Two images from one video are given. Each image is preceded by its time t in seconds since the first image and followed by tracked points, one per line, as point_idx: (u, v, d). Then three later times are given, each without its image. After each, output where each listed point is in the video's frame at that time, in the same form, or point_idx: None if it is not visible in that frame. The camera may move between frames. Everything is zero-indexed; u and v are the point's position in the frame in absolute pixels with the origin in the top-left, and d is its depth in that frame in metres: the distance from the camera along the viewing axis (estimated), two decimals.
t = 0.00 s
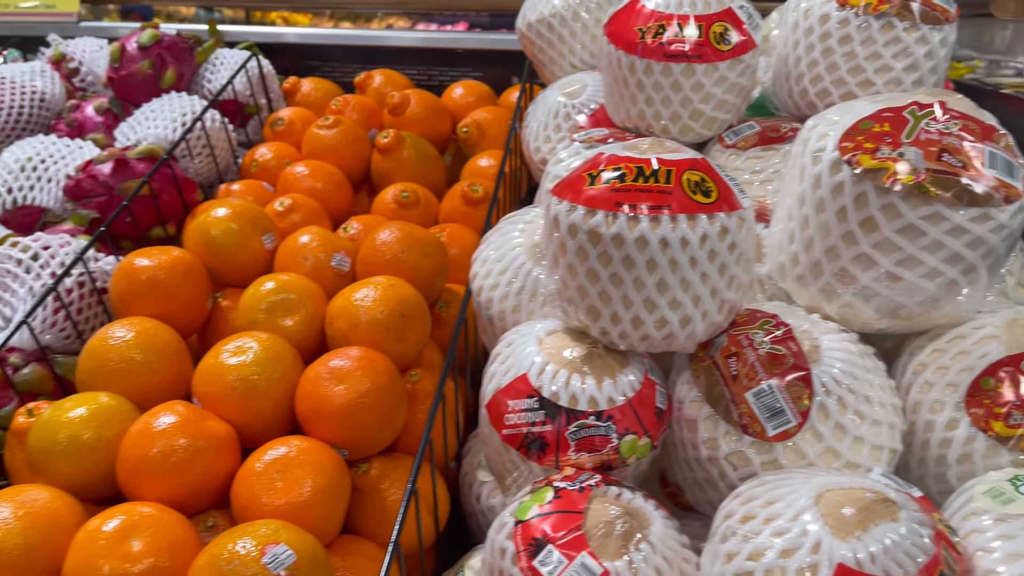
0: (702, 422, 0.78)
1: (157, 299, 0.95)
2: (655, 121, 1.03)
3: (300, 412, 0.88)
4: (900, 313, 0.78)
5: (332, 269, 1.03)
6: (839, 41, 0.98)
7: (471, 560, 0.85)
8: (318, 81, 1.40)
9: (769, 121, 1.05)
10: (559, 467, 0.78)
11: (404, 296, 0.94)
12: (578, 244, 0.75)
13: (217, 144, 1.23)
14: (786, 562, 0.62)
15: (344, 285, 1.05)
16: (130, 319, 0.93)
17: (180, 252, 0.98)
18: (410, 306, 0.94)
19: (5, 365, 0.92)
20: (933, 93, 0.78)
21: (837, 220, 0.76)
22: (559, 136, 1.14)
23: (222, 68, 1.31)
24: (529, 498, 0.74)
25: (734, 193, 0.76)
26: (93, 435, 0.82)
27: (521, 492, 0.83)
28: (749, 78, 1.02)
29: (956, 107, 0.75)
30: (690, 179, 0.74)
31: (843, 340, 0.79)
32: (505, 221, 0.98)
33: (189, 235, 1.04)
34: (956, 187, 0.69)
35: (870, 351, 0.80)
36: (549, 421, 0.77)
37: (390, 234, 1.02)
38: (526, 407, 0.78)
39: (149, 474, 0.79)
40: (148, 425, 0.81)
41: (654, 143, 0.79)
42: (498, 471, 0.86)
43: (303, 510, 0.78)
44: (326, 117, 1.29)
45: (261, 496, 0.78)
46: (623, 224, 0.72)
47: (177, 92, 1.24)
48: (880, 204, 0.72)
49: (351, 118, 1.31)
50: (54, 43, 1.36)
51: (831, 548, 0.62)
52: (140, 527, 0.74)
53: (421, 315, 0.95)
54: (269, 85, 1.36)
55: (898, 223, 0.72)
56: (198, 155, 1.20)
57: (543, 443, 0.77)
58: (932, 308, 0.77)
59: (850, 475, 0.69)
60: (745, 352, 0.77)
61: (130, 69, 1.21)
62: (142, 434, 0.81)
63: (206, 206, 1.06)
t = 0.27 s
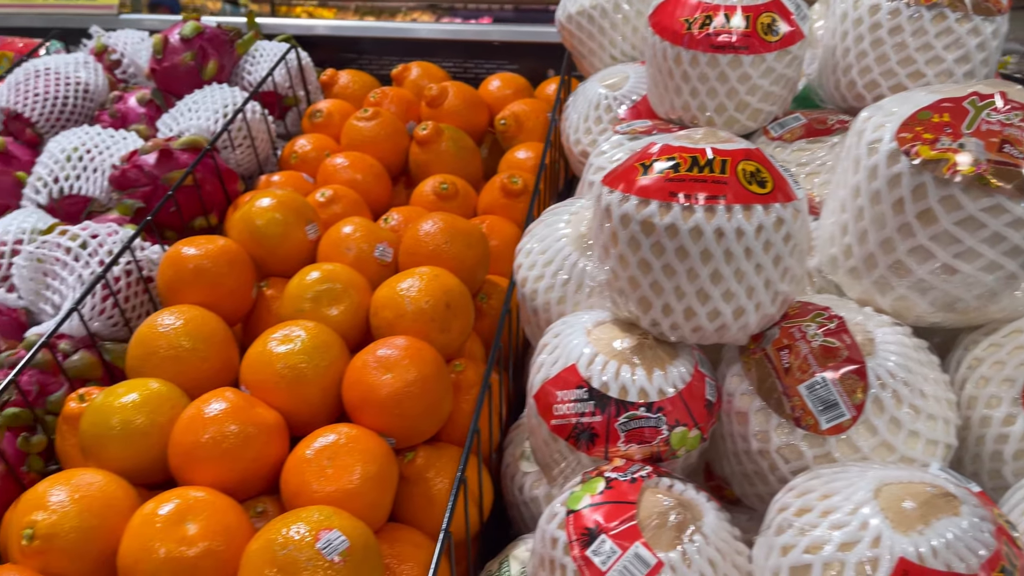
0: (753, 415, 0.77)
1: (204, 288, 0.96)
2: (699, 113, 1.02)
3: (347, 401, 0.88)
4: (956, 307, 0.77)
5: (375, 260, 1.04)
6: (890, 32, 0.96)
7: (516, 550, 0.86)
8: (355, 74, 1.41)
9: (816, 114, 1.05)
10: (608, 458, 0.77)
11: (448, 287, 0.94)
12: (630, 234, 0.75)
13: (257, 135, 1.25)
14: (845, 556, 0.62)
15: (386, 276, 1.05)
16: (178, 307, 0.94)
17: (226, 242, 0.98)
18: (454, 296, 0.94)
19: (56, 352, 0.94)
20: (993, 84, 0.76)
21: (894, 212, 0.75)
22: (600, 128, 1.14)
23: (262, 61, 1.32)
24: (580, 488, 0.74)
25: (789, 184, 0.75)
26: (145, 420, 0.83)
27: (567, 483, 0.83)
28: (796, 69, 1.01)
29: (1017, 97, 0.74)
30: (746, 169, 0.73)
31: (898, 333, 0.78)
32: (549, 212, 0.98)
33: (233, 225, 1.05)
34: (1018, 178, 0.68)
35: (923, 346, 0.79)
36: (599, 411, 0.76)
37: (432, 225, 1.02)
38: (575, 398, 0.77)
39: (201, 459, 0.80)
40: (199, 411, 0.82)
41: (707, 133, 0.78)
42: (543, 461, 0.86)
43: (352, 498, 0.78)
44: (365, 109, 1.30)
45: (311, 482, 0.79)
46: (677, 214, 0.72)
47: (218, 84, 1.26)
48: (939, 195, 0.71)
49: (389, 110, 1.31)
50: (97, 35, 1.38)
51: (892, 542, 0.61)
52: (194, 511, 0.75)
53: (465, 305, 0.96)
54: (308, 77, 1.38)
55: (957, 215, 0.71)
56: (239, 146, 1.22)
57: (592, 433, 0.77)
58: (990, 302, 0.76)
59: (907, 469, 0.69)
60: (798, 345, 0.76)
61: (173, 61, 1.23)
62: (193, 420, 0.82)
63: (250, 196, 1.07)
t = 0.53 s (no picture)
0: (812, 405, 0.76)
1: (251, 272, 0.96)
2: (750, 99, 1.01)
3: (396, 386, 0.88)
4: None
5: (420, 246, 1.03)
6: (950, 16, 0.93)
7: (565, 539, 0.85)
8: (394, 62, 1.41)
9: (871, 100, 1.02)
10: (664, 447, 0.76)
11: (495, 273, 0.94)
12: (690, 218, 0.73)
13: (298, 122, 1.25)
14: (916, 549, 0.60)
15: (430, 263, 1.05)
16: (226, 291, 0.94)
17: (272, 227, 0.98)
18: (501, 283, 0.93)
19: (105, 334, 0.94)
20: None
21: (962, 198, 0.73)
22: (646, 115, 1.14)
23: (303, 48, 1.32)
24: (636, 477, 0.72)
25: (854, 168, 0.73)
26: (196, 403, 0.83)
27: (618, 472, 0.82)
28: (851, 54, 0.99)
29: None
30: (811, 152, 0.72)
31: (964, 323, 0.76)
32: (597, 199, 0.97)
33: (278, 210, 1.05)
34: None
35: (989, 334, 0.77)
36: (654, 399, 0.75)
37: (476, 212, 1.02)
38: (630, 385, 0.76)
39: (252, 442, 0.79)
40: (249, 394, 0.82)
41: (768, 116, 0.77)
42: (593, 450, 0.85)
43: (404, 483, 0.77)
44: (405, 96, 1.29)
45: (362, 467, 0.78)
46: (739, 197, 0.70)
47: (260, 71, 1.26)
48: (1012, 180, 0.69)
49: (430, 97, 1.31)
50: (140, 22, 1.40)
51: (966, 535, 0.59)
52: (247, 493, 0.74)
53: (512, 292, 0.95)
54: (347, 65, 1.38)
55: None
56: (280, 133, 1.22)
57: (647, 422, 0.76)
58: None
59: (977, 461, 0.67)
60: (860, 334, 0.75)
61: (216, 48, 1.23)
62: (244, 402, 0.81)
63: (295, 182, 1.07)
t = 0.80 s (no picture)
0: (870, 399, 0.74)
1: (296, 260, 0.97)
2: (800, 89, 0.99)
3: (442, 375, 0.88)
4: None
5: (463, 236, 1.03)
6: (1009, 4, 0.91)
7: (611, 531, 0.85)
8: (432, 52, 1.41)
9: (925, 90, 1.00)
10: (717, 440, 0.75)
11: (540, 263, 0.93)
12: (748, 208, 0.72)
13: (338, 111, 1.25)
14: (985, 547, 0.58)
15: (472, 252, 1.04)
16: (272, 279, 0.94)
17: (316, 215, 0.98)
18: (546, 273, 0.93)
19: (152, 321, 0.95)
20: None
21: None
22: (692, 104, 1.13)
23: (342, 38, 1.32)
24: (692, 470, 0.71)
25: (918, 158, 0.72)
26: (244, 389, 0.83)
27: (668, 465, 0.81)
28: (906, 42, 0.96)
29: None
30: (874, 141, 0.70)
31: None
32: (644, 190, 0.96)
33: (322, 199, 1.05)
34: None
35: None
36: (709, 392, 0.74)
37: (520, 201, 1.01)
38: (684, 377, 0.75)
39: (302, 430, 0.79)
40: (298, 382, 0.82)
41: (828, 104, 0.75)
42: (641, 443, 0.84)
43: (453, 472, 0.77)
44: (444, 86, 1.29)
45: (412, 456, 0.78)
46: (801, 186, 0.69)
47: (300, 60, 1.26)
48: None
49: (469, 87, 1.31)
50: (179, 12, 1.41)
51: None
52: (298, 480, 0.74)
53: (557, 283, 0.94)
54: (385, 54, 1.38)
55: None
56: (320, 123, 1.22)
57: (701, 414, 0.75)
58: None
59: None
60: (921, 327, 0.73)
61: (257, 37, 1.23)
62: (293, 390, 0.81)
63: (338, 172, 1.08)
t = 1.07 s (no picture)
0: (930, 391, 0.73)
1: (337, 247, 0.96)
2: (851, 75, 0.96)
3: (487, 363, 0.87)
4: None
5: (504, 224, 1.02)
6: None
7: (657, 523, 0.84)
8: (468, 40, 1.41)
9: (979, 77, 0.97)
10: (771, 432, 0.74)
11: (584, 251, 0.92)
12: (807, 195, 0.70)
13: (375, 99, 1.25)
14: None
15: (514, 240, 1.04)
16: (314, 265, 0.94)
17: (358, 201, 0.98)
18: (591, 261, 0.92)
19: (196, 306, 0.94)
20: None
21: None
22: (736, 92, 1.12)
23: (378, 25, 1.32)
24: (746, 461, 0.70)
25: (984, 143, 0.70)
26: (289, 375, 0.83)
27: (718, 456, 0.80)
28: (961, 27, 0.94)
29: None
30: (940, 126, 0.69)
31: None
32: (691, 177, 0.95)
33: (363, 186, 1.05)
34: None
35: None
36: (763, 382, 0.73)
37: (562, 189, 1.00)
38: (738, 367, 0.74)
39: (348, 416, 0.79)
40: (343, 368, 0.82)
41: (890, 88, 0.73)
42: (689, 433, 0.83)
43: (500, 460, 0.76)
44: (482, 73, 1.28)
45: (459, 443, 0.77)
46: (863, 172, 0.67)
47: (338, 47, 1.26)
48: None
49: (506, 74, 1.30)
50: None
51: None
52: (346, 466, 0.74)
53: (601, 272, 0.93)
54: (421, 42, 1.37)
55: None
56: (358, 109, 1.22)
57: (755, 405, 0.73)
58: None
59: None
60: (985, 318, 0.70)
61: (295, 23, 1.24)
62: (339, 376, 0.81)
63: (378, 159, 1.07)
